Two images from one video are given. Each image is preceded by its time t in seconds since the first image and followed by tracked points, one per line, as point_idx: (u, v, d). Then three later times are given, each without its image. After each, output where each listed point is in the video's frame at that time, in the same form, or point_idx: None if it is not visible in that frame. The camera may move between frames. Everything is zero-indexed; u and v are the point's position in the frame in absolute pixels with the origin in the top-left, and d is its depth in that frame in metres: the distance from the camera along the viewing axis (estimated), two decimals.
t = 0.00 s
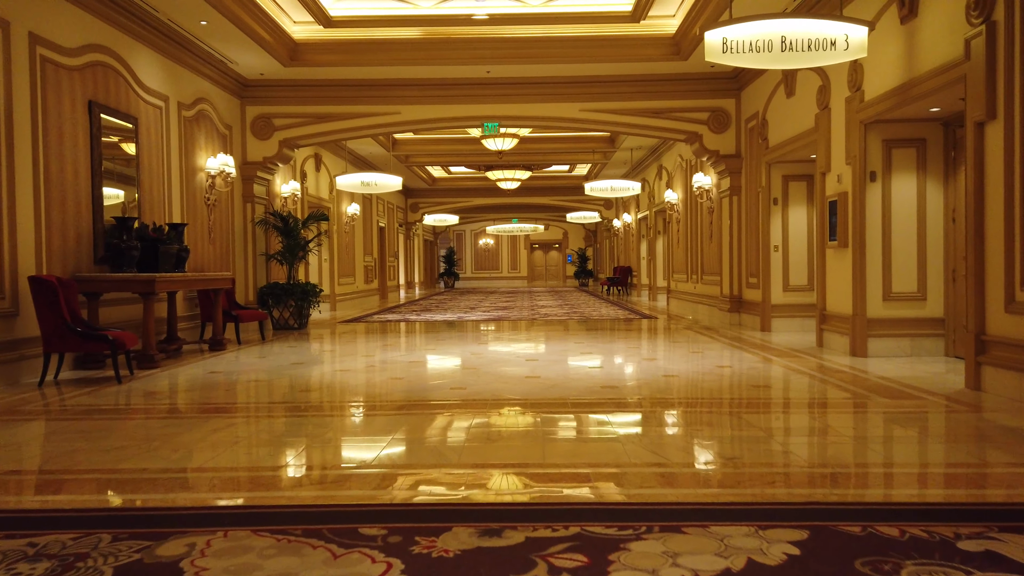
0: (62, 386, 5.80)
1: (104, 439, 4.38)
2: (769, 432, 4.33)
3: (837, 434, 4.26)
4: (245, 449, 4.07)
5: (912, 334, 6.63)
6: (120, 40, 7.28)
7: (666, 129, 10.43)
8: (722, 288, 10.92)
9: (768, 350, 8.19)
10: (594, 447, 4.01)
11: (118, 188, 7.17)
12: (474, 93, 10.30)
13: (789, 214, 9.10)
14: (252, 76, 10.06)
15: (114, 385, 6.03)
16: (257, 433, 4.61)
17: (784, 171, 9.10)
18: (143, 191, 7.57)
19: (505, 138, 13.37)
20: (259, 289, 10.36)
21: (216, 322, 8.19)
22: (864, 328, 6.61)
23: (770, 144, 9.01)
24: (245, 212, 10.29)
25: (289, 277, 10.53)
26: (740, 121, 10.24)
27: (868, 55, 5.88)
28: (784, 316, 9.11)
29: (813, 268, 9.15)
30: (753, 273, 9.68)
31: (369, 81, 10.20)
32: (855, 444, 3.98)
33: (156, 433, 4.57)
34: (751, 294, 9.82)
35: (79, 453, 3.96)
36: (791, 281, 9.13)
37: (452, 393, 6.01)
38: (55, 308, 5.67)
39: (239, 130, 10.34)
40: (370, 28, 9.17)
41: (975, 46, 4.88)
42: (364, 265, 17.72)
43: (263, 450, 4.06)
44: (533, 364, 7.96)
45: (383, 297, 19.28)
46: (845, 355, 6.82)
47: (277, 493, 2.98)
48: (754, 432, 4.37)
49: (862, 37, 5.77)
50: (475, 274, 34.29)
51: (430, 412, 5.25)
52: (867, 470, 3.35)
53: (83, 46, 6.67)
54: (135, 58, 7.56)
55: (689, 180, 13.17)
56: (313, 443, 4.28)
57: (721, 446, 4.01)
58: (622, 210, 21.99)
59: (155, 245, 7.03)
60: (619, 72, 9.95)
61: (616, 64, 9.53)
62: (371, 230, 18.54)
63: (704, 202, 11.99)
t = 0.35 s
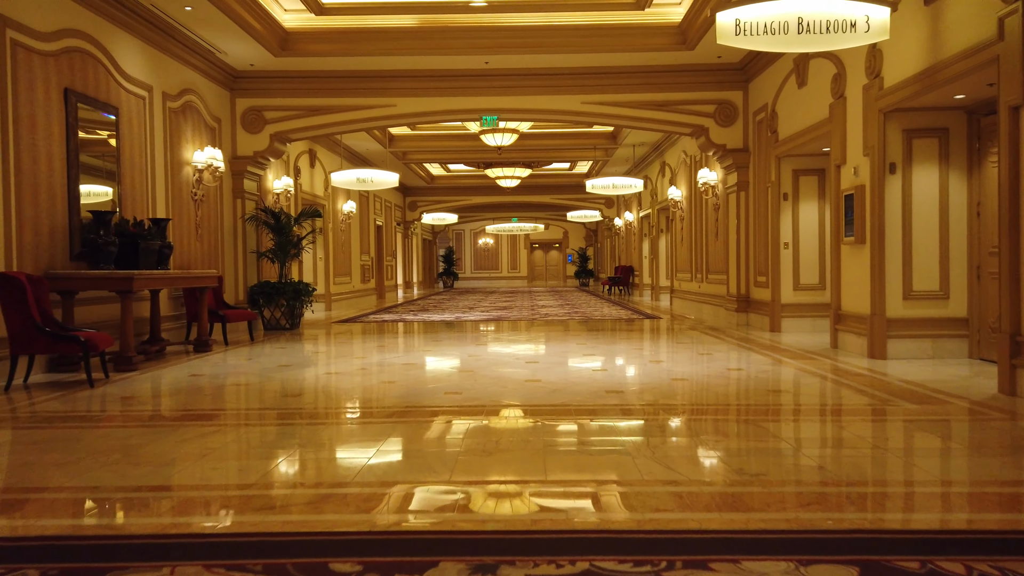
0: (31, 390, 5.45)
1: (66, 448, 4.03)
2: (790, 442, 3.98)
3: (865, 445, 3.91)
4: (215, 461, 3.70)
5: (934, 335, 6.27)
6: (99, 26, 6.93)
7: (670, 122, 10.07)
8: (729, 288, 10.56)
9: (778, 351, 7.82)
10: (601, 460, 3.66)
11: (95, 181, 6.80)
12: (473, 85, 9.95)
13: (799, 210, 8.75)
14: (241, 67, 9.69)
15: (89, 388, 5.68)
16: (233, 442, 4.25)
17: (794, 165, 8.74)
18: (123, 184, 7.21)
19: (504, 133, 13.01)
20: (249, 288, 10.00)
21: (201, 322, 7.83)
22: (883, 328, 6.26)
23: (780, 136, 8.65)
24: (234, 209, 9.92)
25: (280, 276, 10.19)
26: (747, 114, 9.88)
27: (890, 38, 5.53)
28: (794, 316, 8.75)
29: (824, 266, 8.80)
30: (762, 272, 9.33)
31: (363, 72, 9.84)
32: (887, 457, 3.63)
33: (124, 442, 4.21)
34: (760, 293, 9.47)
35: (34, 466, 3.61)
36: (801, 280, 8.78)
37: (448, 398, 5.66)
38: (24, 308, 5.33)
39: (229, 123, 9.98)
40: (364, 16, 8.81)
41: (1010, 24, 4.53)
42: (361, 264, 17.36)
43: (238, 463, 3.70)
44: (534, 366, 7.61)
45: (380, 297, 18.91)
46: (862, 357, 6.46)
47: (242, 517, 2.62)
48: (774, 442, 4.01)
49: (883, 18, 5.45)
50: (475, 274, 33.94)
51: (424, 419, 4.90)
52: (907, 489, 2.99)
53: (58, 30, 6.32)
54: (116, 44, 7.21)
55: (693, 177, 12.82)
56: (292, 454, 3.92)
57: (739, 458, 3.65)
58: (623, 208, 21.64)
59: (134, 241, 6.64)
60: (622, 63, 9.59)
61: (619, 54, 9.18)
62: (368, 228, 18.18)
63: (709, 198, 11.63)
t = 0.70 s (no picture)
0: None
1: (23, 469, 3.68)
2: (817, 460, 3.64)
3: (899, 465, 3.56)
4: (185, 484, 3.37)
5: (957, 340, 5.93)
6: (77, 14, 6.58)
7: (676, 118, 9.73)
8: (736, 289, 10.21)
9: (790, 356, 7.48)
10: (611, 481, 3.32)
11: (73, 177, 6.47)
12: (471, 79, 9.61)
13: (810, 209, 8.41)
14: (231, 61, 9.35)
15: (61, 398, 5.35)
16: (208, 459, 3.91)
17: (805, 162, 8.39)
18: (103, 181, 6.86)
19: (503, 130, 12.68)
20: (240, 290, 9.65)
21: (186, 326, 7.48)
22: (904, 333, 5.93)
23: (791, 132, 8.31)
24: (224, 207, 9.57)
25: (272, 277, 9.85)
26: (755, 109, 9.54)
27: (914, 25, 5.19)
28: (805, 319, 8.42)
29: (837, 267, 8.46)
30: (771, 272, 8.99)
31: (358, 65, 9.51)
32: (925, 480, 3.29)
33: (88, 459, 3.87)
34: (769, 294, 9.12)
35: None
36: (813, 282, 8.44)
37: (443, 406, 5.32)
38: None
39: (218, 118, 9.63)
40: (358, 7, 8.46)
41: None
42: (358, 264, 17.02)
43: (210, 488, 3.36)
44: (535, 371, 7.27)
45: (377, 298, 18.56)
46: (881, 364, 6.13)
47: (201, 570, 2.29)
48: (798, 460, 3.67)
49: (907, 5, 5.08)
50: (474, 274, 33.61)
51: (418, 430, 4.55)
52: (958, 524, 2.65)
53: (32, 17, 5.97)
54: (95, 34, 6.87)
55: (698, 174, 12.47)
56: (271, 475, 3.58)
57: (762, 480, 3.31)
58: (625, 207, 21.30)
59: (114, 240, 6.36)
60: (626, 55, 9.25)
61: (624, 46, 8.84)
62: (364, 228, 17.84)
63: (714, 197, 11.29)
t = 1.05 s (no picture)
0: None
1: None
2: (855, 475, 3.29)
3: (945, 486, 3.21)
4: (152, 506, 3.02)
5: (987, 345, 5.60)
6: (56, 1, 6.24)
7: (683, 113, 9.39)
8: (745, 289, 9.87)
9: (804, 360, 7.15)
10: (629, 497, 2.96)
11: (51, 171, 6.13)
12: (471, 72, 9.28)
13: (825, 206, 8.07)
14: (222, 53, 9.01)
15: (32, 407, 5.02)
16: (183, 475, 3.57)
17: (819, 157, 8.05)
18: (84, 176, 6.52)
19: (504, 127, 12.34)
20: (232, 291, 9.31)
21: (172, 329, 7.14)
22: (930, 337, 5.59)
23: (804, 126, 7.97)
24: (215, 205, 9.23)
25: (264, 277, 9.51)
26: (765, 103, 9.21)
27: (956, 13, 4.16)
28: (819, 320, 8.09)
29: (853, 267, 8.11)
30: (782, 273, 8.65)
31: (354, 58, 9.17)
32: (978, 503, 2.96)
33: (52, 476, 3.54)
34: (780, 296, 8.78)
35: None
36: (827, 282, 8.09)
37: (442, 411, 4.97)
38: None
39: (209, 113, 9.29)
40: None
41: None
42: (355, 264, 16.67)
43: (179, 513, 3.01)
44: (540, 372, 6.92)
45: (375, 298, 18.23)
46: (905, 369, 5.79)
47: None
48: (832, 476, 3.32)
49: None
50: (474, 274, 33.28)
51: (414, 436, 4.20)
52: None
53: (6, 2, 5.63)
54: (76, 22, 6.52)
55: (704, 171, 12.13)
56: (250, 495, 3.22)
57: (795, 500, 2.97)
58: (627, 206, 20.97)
59: (93, 238, 5.98)
60: (632, 47, 8.92)
61: (629, 38, 8.50)
62: (362, 227, 17.50)
63: (722, 194, 10.95)
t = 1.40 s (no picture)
0: None
1: None
2: (896, 486, 2.93)
3: (1001, 501, 2.81)
4: (105, 526, 2.67)
5: (1018, 346, 5.24)
6: None
7: (690, 105, 9.02)
8: (753, 288, 9.49)
9: (818, 361, 6.79)
10: (645, 513, 2.60)
11: (33, 166, 5.88)
12: (469, 62, 8.92)
13: (839, 201, 7.70)
14: (209, 42, 8.63)
15: None
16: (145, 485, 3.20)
17: (833, 150, 7.69)
18: (57, 167, 6.15)
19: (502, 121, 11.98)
20: (219, 290, 8.93)
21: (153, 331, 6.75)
22: (958, 338, 5.23)
23: (817, 116, 7.61)
24: (203, 200, 8.86)
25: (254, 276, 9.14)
26: (776, 94, 8.85)
27: None
28: (832, 320, 7.73)
29: (867, 263, 7.75)
30: (794, 271, 8.29)
31: (346, 47, 8.81)
32: None
33: None
34: (791, 294, 8.42)
35: None
36: (840, 281, 7.73)
37: (434, 416, 4.60)
38: None
39: (196, 104, 8.91)
40: None
41: None
42: (352, 263, 16.31)
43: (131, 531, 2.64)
44: (541, 373, 6.55)
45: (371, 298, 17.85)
46: (930, 373, 5.43)
47: None
48: (871, 484, 2.96)
49: None
50: (473, 273, 32.91)
51: (405, 443, 3.83)
52: None
53: None
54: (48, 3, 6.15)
55: (710, 166, 11.76)
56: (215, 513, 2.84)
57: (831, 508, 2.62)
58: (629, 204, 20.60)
59: (66, 233, 5.75)
60: (637, 36, 8.55)
61: (634, 26, 8.15)
62: (358, 225, 17.13)
63: (728, 190, 10.58)
